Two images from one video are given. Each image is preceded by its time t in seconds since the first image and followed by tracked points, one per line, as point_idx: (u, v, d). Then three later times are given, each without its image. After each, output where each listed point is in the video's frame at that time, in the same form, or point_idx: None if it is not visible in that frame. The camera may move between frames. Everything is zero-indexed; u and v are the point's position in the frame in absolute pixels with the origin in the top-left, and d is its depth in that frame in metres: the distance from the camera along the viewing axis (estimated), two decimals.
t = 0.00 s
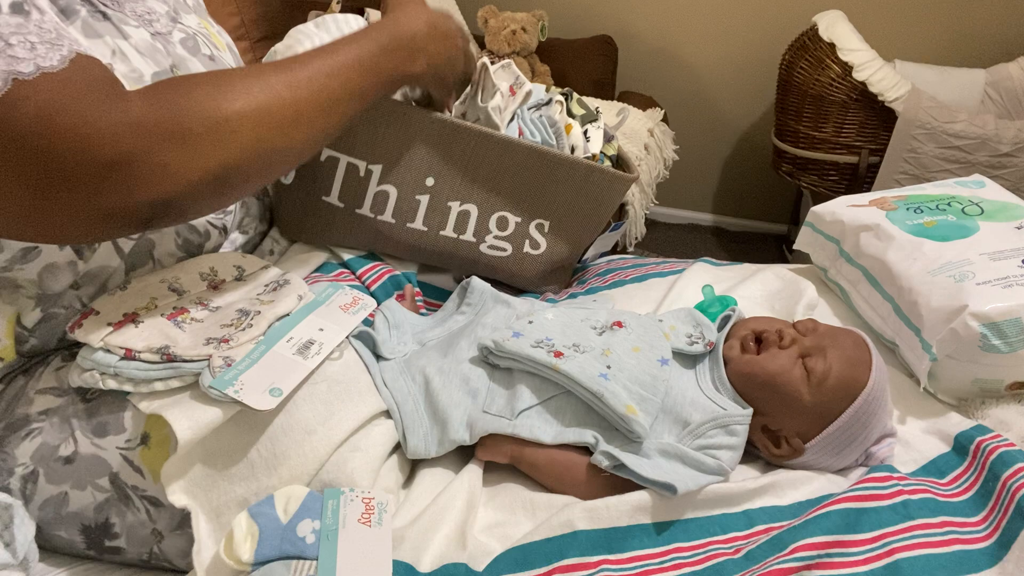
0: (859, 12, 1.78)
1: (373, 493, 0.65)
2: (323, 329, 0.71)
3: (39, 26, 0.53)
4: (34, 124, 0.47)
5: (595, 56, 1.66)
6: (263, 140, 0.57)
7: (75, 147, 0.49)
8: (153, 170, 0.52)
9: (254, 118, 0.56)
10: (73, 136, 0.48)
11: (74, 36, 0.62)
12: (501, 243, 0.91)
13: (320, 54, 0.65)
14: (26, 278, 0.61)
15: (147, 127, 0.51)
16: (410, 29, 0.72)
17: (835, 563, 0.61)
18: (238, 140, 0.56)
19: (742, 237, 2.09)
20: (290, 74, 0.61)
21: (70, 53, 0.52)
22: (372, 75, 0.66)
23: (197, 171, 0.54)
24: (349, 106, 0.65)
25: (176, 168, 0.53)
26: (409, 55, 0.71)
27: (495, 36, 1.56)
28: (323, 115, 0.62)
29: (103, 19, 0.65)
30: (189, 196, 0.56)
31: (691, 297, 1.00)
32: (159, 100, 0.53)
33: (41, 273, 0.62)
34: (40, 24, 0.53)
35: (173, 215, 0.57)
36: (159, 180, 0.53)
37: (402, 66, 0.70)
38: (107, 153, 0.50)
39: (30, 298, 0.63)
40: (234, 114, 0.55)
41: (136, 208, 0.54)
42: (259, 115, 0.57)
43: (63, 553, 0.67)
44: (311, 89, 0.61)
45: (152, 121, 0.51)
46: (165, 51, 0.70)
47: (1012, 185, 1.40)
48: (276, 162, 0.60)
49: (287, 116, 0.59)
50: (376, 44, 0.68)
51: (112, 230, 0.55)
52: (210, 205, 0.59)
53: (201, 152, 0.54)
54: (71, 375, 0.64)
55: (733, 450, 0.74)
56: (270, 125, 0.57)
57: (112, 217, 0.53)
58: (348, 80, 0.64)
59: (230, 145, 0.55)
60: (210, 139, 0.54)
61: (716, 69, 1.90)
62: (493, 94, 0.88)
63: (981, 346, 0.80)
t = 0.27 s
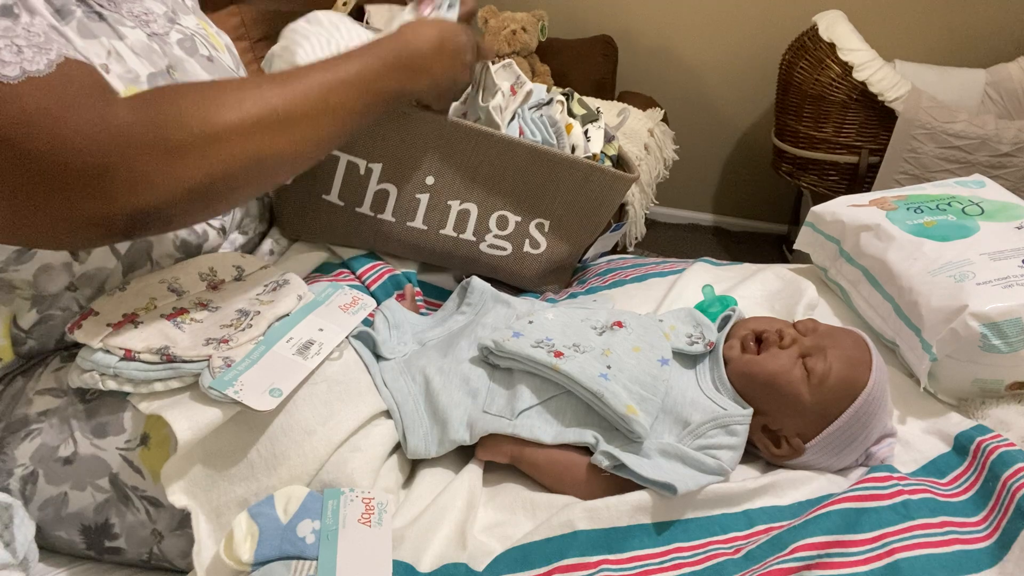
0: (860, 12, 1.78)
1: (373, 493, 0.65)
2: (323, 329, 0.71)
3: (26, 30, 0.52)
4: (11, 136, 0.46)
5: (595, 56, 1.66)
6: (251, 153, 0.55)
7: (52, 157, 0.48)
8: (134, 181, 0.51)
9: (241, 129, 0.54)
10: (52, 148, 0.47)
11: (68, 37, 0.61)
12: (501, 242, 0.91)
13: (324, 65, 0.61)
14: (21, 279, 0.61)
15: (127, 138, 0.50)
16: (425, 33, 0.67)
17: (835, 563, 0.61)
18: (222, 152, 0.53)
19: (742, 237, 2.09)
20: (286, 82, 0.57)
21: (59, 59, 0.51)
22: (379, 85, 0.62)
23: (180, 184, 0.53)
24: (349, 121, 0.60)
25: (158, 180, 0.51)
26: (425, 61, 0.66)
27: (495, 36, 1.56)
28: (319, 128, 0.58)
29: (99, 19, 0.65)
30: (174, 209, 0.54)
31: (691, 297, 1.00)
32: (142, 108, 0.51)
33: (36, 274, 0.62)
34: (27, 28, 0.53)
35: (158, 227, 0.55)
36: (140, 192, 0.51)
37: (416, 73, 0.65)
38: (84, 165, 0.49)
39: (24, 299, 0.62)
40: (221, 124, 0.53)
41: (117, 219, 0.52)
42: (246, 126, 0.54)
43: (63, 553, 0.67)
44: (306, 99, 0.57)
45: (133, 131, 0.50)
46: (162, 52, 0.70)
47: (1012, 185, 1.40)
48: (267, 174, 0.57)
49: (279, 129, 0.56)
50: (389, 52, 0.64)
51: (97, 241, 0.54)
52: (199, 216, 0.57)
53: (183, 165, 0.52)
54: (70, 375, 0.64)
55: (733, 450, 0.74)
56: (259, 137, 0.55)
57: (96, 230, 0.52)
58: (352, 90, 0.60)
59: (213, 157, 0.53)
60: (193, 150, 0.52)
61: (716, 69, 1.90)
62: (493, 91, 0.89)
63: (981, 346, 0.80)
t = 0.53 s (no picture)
0: (860, 12, 1.78)
1: (373, 493, 0.65)
2: (323, 329, 0.71)
3: (23, 48, 0.53)
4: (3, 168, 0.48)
5: (595, 56, 1.67)
6: (236, 184, 0.57)
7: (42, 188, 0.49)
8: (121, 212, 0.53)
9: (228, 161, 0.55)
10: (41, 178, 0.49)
11: (72, 41, 0.61)
12: (500, 249, 0.91)
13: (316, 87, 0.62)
14: (26, 280, 0.62)
15: (115, 172, 0.51)
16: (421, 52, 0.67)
17: (835, 563, 0.61)
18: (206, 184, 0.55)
19: (743, 237, 2.09)
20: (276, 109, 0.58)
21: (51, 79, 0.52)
22: (371, 113, 0.63)
23: (165, 214, 0.55)
24: (335, 145, 0.62)
25: (144, 211, 0.54)
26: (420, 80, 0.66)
27: (495, 36, 1.56)
28: (304, 156, 0.59)
29: (104, 21, 0.65)
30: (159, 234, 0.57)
31: (691, 298, 1.00)
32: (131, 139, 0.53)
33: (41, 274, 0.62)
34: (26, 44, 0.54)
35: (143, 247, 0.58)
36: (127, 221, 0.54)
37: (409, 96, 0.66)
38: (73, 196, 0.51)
39: (28, 300, 0.63)
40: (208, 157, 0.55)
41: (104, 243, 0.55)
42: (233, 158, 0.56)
43: (63, 554, 0.67)
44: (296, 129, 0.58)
45: (120, 163, 0.52)
46: (167, 53, 0.70)
47: (1012, 185, 1.40)
48: (252, 202, 0.59)
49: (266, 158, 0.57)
50: (384, 71, 0.64)
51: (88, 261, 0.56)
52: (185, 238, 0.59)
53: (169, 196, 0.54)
54: (71, 375, 0.64)
55: (733, 450, 0.74)
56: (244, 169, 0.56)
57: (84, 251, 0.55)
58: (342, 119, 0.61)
59: (198, 190, 0.55)
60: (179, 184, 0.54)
61: (716, 69, 1.90)
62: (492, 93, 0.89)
63: (981, 346, 0.80)
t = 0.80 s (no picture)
0: (860, 12, 1.78)
1: (373, 493, 0.65)
2: (323, 329, 0.71)
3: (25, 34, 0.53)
4: (23, 157, 0.45)
5: (595, 56, 1.67)
6: (255, 127, 0.53)
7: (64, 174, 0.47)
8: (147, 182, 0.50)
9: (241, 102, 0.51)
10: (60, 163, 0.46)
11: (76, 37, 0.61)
12: (501, 250, 0.91)
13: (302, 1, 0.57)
14: (28, 279, 0.61)
15: (129, 145, 0.48)
16: None
17: (835, 563, 0.61)
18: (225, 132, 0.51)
19: (743, 237, 2.09)
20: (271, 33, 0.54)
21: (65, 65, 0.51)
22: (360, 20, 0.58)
23: (191, 176, 0.52)
24: (330, 54, 0.57)
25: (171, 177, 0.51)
26: None
27: (495, 36, 1.56)
28: (305, 78, 0.55)
29: (108, 20, 0.65)
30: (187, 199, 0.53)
31: (691, 298, 1.00)
32: (137, 99, 0.49)
33: (43, 275, 0.62)
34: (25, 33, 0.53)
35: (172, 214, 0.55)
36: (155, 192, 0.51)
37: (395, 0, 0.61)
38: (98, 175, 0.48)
39: (30, 299, 0.63)
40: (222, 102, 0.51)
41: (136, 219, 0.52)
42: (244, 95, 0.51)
43: (63, 554, 0.67)
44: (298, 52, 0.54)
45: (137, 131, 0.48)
46: (169, 53, 0.69)
47: (1012, 185, 1.40)
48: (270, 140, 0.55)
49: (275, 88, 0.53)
50: None
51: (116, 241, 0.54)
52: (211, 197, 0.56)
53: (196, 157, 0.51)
54: (71, 376, 0.64)
55: (733, 450, 0.74)
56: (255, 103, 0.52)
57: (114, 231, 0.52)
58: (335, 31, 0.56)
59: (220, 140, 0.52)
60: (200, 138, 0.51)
61: (716, 70, 1.90)
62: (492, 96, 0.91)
63: (981, 346, 0.80)
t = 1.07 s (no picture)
0: (859, 12, 1.78)
1: (373, 493, 0.65)
2: (323, 329, 0.71)
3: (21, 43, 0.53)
4: (79, 79, 0.48)
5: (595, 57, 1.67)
6: (268, 43, 0.61)
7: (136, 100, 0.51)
8: (193, 96, 0.55)
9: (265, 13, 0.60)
10: (126, 86, 0.50)
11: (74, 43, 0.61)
12: (501, 251, 0.91)
13: None
14: (29, 273, 0.61)
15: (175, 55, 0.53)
16: None
17: (835, 563, 0.61)
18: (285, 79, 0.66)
19: (743, 237, 2.09)
20: None
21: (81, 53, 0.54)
22: None
23: (226, 86, 0.58)
24: None
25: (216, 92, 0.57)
26: None
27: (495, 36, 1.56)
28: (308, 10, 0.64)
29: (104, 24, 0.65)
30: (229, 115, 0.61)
31: (691, 298, 1.00)
32: (164, 22, 0.53)
33: (42, 270, 0.61)
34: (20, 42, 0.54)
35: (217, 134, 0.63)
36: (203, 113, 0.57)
37: None
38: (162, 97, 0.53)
39: (31, 293, 0.62)
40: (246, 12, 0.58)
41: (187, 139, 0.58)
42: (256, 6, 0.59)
43: (63, 554, 0.67)
44: None
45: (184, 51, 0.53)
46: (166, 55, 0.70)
47: (1012, 185, 1.40)
48: None
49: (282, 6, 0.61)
50: None
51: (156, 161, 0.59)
52: (229, 127, 0.63)
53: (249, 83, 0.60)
54: (71, 375, 0.64)
55: (733, 450, 0.74)
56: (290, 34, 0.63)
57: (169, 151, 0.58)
58: None
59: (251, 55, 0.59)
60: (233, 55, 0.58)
61: (716, 70, 1.90)
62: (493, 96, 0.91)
63: (981, 346, 0.80)
